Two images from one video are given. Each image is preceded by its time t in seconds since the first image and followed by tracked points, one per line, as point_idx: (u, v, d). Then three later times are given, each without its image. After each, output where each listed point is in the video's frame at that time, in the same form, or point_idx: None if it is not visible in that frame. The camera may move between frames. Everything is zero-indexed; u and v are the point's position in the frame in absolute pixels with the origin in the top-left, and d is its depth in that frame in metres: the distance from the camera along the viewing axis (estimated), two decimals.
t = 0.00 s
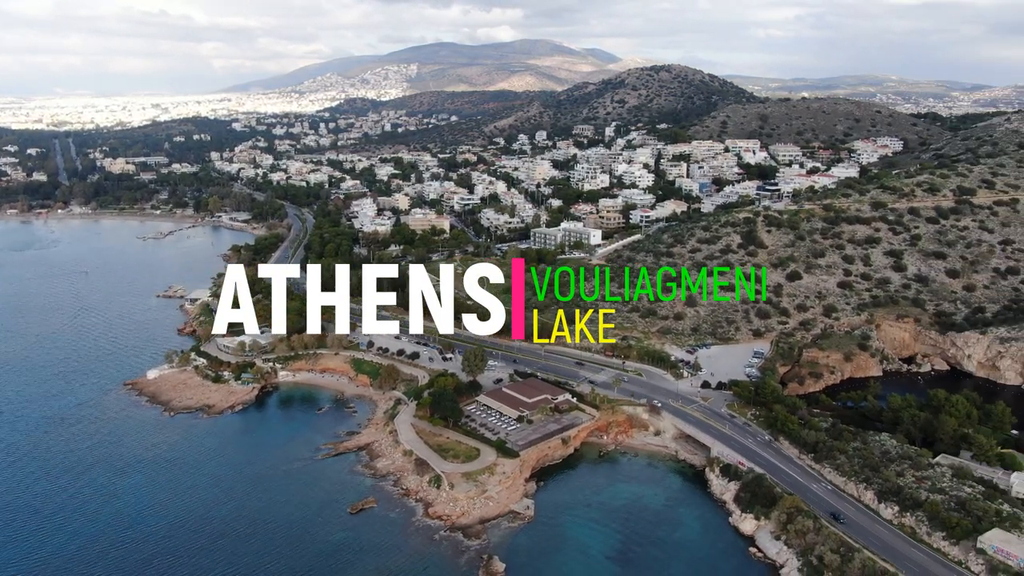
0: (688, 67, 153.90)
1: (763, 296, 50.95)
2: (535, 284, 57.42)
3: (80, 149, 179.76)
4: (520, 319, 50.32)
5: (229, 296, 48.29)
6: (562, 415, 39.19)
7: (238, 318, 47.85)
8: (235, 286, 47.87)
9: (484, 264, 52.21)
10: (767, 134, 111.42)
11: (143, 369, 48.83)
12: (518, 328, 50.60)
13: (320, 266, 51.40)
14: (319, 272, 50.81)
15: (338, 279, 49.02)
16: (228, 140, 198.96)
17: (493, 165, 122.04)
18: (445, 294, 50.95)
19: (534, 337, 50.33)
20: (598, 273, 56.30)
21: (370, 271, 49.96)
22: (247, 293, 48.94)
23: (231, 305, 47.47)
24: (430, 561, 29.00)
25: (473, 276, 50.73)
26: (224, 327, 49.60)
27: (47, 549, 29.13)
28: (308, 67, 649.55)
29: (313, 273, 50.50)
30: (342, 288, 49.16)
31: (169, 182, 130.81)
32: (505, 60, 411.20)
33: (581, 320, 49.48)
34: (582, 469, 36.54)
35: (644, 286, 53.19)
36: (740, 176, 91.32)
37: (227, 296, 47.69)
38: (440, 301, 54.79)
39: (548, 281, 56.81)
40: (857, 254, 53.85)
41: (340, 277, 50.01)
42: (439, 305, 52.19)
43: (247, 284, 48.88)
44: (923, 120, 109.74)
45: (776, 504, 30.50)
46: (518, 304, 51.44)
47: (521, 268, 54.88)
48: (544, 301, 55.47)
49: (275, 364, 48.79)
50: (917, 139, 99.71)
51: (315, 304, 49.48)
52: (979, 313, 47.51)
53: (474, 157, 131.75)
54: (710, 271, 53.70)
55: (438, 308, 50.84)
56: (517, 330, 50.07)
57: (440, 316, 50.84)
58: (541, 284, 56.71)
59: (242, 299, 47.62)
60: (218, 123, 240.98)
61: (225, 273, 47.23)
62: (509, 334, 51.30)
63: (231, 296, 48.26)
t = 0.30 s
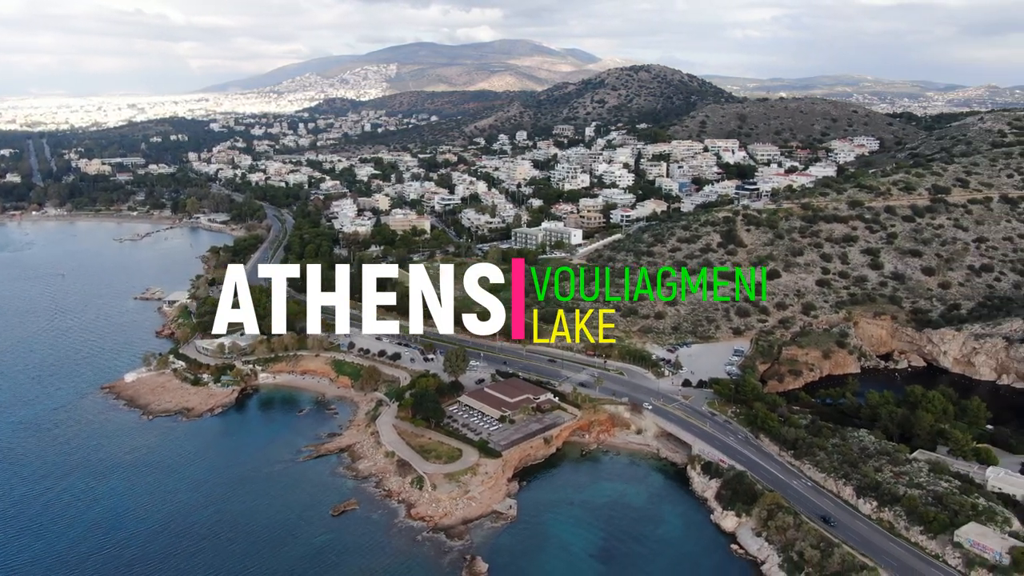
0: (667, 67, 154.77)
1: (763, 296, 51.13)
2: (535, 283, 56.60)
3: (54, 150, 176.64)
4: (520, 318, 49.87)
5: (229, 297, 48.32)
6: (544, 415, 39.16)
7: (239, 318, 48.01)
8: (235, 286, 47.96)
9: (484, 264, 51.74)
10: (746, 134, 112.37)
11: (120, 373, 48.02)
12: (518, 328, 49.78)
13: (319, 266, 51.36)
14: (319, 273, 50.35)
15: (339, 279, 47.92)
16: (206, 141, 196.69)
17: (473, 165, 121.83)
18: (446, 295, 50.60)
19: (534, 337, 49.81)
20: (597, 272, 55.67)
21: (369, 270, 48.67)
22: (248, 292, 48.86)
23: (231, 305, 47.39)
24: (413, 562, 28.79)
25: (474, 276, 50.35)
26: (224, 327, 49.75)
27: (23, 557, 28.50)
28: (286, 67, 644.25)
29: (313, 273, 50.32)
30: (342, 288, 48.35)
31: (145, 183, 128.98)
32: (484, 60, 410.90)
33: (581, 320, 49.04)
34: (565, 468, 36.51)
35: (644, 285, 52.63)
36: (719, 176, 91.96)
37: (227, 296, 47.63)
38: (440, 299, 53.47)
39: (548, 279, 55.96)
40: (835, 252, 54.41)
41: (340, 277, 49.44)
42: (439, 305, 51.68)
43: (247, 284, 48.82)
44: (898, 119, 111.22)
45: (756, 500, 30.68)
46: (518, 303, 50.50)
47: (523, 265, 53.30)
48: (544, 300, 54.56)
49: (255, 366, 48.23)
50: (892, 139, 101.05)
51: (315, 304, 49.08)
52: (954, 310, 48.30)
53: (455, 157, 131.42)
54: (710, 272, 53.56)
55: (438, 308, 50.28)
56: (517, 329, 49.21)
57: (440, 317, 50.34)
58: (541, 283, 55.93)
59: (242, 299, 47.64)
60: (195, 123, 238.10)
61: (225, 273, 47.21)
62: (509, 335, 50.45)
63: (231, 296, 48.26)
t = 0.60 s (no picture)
0: (646, 67, 155.45)
1: (763, 296, 51.35)
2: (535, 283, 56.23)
3: (26, 151, 173.32)
4: (520, 317, 49.77)
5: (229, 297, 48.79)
6: (526, 414, 39.11)
7: (239, 318, 48.45)
8: (234, 286, 48.39)
9: (484, 265, 51.83)
10: (725, 134, 113.19)
11: (97, 376, 47.22)
12: (518, 328, 49.59)
13: (320, 266, 51.80)
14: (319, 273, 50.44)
15: (338, 280, 48.61)
16: (183, 141, 194.19)
17: (454, 165, 121.52)
18: (445, 295, 50.66)
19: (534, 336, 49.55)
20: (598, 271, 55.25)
21: (370, 271, 49.04)
22: (247, 292, 49.27)
23: (231, 306, 47.89)
24: (395, 563, 28.60)
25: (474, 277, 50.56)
26: (225, 328, 49.76)
27: None
28: (264, 67, 638.24)
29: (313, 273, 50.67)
30: (342, 289, 49.05)
31: (122, 184, 126.98)
32: (464, 60, 410.13)
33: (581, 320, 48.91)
34: (547, 467, 36.49)
35: (644, 285, 52.58)
36: (699, 175, 92.49)
37: (227, 297, 48.11)
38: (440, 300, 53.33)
39: (548, 280, 55.64)
40: (813, 251, 54.92)
41: (340, 277, 49.52)
42: (439, 305, 51.58)
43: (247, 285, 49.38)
44: (874, 119, 112.56)
45: (738, 498, 30.85)
46: (518, 303, 50.39)
47: (522, 268, 53.73)
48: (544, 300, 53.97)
49: (235, 369, 47.64)
50: (869, 139, 102.28)
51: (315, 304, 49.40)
52: (931, 307, 48.99)
53: (435, 158, 130.98)
54: (710, 271, 53.59)
55: (438, 307, 50.24)
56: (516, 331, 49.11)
57: (440, 316, 50.26)
58: (541, 283, 55.52)
59: (242, 300, 48.24)
60: (172, 124, 234.97)
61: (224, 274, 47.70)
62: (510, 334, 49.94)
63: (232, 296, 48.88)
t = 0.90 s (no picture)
0: (626, 67, 156.10)
1: (763, 296, 51.36)
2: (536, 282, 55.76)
3: None
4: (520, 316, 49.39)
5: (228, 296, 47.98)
6: (509, 414, 39.02)
7: (239, 318, 47.67)
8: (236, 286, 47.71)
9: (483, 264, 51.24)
10: (704, 133, 113.98)
11: (74, 380, 46.41)
12: (518, 327, 49.29)
13: (319, 266, 51.25)
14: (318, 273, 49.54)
15: (338, 279, 47.70)
16: (160, 141, 191.80)
17: (435, 166, 121.18)
18: (445, 295, 50.10)
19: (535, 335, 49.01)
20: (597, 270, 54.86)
21: (370, 271, 48.29)
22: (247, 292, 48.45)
23: (231, 305, 47.01)
24: (378, 565, 28.36)
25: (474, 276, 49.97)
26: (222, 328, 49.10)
27: None
28: (242, 66, 632.18)
29: (313, 273, 50.01)
30: (342, 289, 48.12)
31: (98, 185, 125.05)
32: (445, 60, 409.38)
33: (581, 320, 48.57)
34: (530, 467, 36.43)
35: (644, 285, 52.49)
36: (679, 175, 93.02)
37: (227, 296, 47.36)
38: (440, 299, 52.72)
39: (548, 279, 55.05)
40: (792, 249, 55.38)
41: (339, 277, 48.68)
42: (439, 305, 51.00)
43: (247, 284, 48.48)
44: (851, 119, 113.90)
45: (720, 495, 31.00)
46: (518, 303, 49.99)
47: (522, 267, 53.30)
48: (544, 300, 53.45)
49: (215, 371, 47.02)
50: (846, 138, 103.46)
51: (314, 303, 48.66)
52: (908, 305, 49.63)
53: (416, 158, 130.54)
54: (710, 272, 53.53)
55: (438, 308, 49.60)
56: (516, 331, 48.74)
57: (440, 316, 49.62)
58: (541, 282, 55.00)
59: (242, 300, 47.20)
60: (149, 124, 231.96)
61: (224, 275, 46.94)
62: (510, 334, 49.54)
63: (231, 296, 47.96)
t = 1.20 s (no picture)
0: (608, 67, 156.62)
1: (763, 296, 51.34)
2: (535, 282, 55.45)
3: None
4: (520, 316, 49.03)
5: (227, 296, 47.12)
6: (493, 414, 38.92)
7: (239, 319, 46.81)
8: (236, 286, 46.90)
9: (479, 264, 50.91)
10: (686, 133, 114.65)
11: (52, 383, 45.63)
12: (518, 328, 48.89)
13: (320, 266, 50.83)
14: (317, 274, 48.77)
15: (338, 280, 47.18)
16: (139, 142, 189.42)
17: (417, 166, 120.79)
18: (444, 295, 49.57)
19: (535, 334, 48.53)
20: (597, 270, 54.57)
21: (370, 271, 47.74)
22: (247, 292, 47.55)
23: (230, 305, 46.24)
24: (362, 567, 28.14)
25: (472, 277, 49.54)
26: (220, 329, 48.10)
27: None
28: (222, 66, 626.35)
29: (312, 273, 49.46)
30: (342, 289, 47.39)
31: (76, 186, 123.22)
32: (427, 60, 408.43)
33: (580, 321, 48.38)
34: (515, 467, 36.37)
35: (645, 286, 52.44)
36: (661, 174, 93.49)
37: (227, 297, 46.51)
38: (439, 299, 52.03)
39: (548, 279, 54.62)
40: (774, 248, 55.78)
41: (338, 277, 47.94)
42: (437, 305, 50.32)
43: (247, 285, 47.67)
44: (830, 118, 115.13)
45: (703, 493, 31.12)
46: (517, 304, 49.52)
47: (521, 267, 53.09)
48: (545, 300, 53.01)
49: (196, 373, 46.43)
50: (826, 138, 104.52)
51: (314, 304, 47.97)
52: (887, 302, 50.18)
53: (398, 158, 130.05)
54: (710, 273, 53.40)
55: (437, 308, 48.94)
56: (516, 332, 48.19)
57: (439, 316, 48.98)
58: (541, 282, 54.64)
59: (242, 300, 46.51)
60: (128, 125, 228.99)
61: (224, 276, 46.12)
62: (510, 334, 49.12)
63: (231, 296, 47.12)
